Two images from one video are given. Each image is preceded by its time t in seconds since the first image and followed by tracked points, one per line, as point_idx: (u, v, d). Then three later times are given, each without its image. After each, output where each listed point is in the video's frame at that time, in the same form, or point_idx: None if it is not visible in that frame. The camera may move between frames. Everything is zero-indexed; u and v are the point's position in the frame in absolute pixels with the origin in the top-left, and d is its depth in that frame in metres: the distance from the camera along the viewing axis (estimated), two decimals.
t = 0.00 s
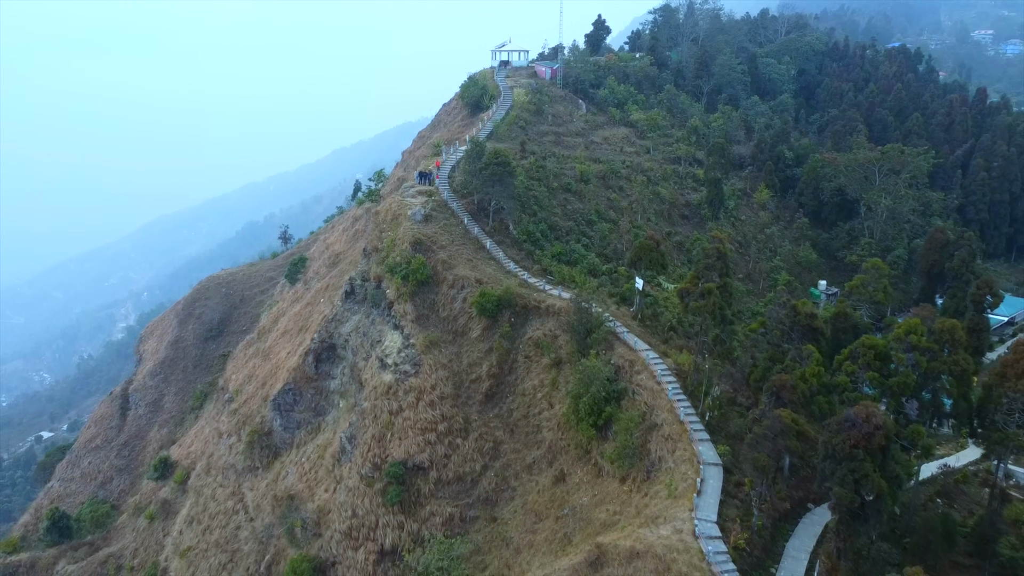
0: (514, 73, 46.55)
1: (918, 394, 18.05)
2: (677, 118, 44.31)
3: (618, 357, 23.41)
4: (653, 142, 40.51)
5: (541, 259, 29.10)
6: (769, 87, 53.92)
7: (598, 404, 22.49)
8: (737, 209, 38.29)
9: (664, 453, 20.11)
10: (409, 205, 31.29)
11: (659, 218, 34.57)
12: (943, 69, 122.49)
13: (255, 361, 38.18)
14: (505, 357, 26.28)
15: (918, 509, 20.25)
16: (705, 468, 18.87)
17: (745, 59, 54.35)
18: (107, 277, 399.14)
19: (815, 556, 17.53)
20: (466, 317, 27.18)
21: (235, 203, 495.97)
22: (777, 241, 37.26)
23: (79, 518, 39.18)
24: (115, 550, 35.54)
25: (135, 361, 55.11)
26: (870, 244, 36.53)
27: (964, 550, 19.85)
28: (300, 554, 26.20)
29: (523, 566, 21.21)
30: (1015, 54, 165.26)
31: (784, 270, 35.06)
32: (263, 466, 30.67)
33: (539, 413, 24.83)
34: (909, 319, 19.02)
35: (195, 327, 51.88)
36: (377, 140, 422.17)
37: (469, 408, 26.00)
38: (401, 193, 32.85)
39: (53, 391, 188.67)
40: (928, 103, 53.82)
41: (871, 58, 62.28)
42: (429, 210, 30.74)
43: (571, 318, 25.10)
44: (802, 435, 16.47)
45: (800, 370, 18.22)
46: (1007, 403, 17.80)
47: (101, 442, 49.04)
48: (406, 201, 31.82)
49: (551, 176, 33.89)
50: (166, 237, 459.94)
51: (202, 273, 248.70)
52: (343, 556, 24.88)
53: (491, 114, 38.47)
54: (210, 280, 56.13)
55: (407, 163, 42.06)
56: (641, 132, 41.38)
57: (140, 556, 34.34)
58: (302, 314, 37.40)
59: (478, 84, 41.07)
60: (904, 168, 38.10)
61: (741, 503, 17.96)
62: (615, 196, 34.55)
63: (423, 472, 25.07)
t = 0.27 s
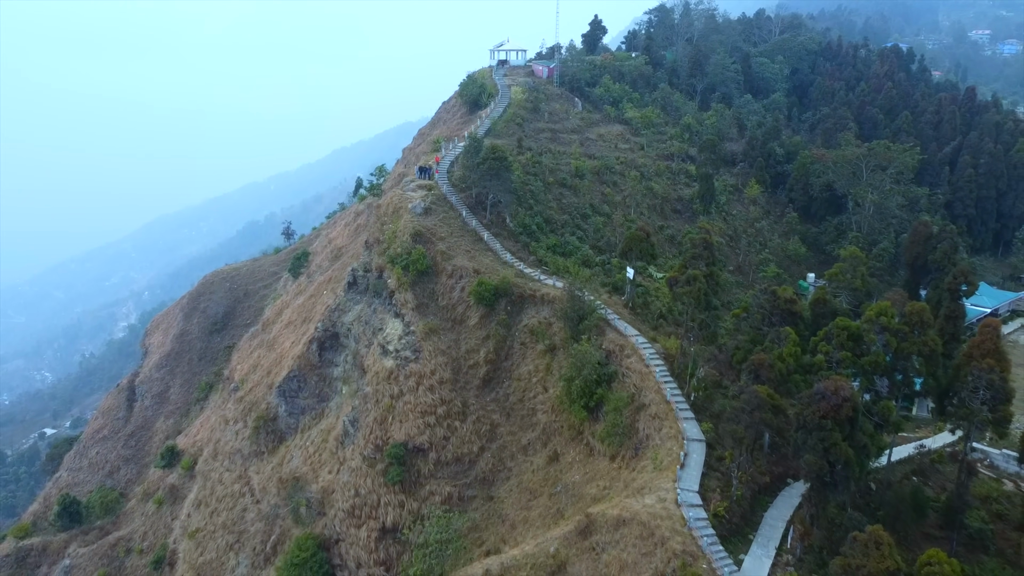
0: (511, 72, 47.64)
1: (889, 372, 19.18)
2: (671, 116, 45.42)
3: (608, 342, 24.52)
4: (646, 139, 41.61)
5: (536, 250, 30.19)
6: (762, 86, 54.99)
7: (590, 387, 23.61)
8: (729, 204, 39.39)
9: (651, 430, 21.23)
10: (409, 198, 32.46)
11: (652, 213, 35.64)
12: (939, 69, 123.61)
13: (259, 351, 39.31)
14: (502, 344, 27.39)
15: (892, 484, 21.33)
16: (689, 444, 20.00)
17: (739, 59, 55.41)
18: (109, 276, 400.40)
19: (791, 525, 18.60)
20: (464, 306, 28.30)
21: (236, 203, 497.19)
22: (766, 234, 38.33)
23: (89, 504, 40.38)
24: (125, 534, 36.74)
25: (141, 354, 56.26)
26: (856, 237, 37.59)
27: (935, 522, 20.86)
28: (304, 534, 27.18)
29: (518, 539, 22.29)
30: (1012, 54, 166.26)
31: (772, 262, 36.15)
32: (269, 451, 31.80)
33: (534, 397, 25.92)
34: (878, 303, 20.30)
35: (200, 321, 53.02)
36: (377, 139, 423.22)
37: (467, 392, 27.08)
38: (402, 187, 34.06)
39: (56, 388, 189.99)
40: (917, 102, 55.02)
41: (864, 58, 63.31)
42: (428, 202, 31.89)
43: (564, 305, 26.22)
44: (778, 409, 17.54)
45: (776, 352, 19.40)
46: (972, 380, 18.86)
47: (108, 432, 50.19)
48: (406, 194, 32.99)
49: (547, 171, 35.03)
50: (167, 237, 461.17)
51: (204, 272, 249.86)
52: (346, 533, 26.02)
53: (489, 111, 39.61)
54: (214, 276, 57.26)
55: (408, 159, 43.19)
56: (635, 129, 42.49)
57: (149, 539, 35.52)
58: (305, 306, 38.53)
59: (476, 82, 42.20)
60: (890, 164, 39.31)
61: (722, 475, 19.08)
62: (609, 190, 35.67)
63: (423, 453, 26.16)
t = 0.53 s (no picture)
0: (509, 71, 48.78)
1: (863, 354, 20.33)
2: (665, 114, 46.55)
3: (600, 329, 25.62)
4: (641, 137, 42.74)
5: (531, 243, 31.32)
6: (756, 85, 56.08)
7: (582, 370, 24.72)
8: (721, 199, 40.46)
9: (639, 410, 22.35)
10: (410, 193, 33.67)
11: (645, 207, 36.72)
12: (935, 69, 124.62)
13: (264, 342, 40.47)
14: (499, 331, 28.48)
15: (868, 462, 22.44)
16: (674, 422, 21.19)
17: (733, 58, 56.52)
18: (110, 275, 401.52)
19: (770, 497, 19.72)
20: (462, 295, 29.44)
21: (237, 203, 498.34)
22: (757, 229, 39.37)
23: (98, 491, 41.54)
24: (134, 519, 37.90)
25: (147, 347, 57.42)
26: (844, 231, 38.69)
27: (909, 498, 21.91)
28: (308, 514, 28.16)
29: (512, 515, 23.31)
30: (1009, 54, 167.19)
31: (762, 255, 37.25)
32: (274, 436, 32.95)
33: (529, 382, 26.99)
34: (852, 288, 21.41)
35: (205, 315, 54.17)
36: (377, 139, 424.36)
37: (465, 377, 28.16)
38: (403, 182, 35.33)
39: (58, 386, 191.08)
40: (907, 100, 56.19)
41: (856, 57, 64.44)
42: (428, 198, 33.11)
43: (558, 294, 27.34)
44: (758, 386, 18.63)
45: (757, 334, 20.48)
46: (941, 360, 20.17)
47: (115, 423, 51.34)
48: (407, 189, 34.21)
49: (543, 167, 36.18)
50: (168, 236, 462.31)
51: (205, 270, 250.94)
52: (349, 512, 27.14)
53: (488, 109, 40.77)
54: (218, 270, 58.40)
55: (408, 156, 44.34)
56: (630, 127, 43.61)
57: (158, 523, 36.68)
58: (309, 298, 39.67)
59: (475, 81, 43.38)
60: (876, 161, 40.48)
61: (705, 451, 20.20)
62: (603, 186, 36.81)
63: (423, 436, 27.29)
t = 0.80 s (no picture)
0: (507, 71, 49.95)
1: (839, 338, 21.49)
2: (659, 113, 47.71)
3: (593, 317, 26.76)
4: (635, 134, 43.88)
5: (528, 235, 32.46)
6: (749, 84, 57.19)
7: (575, 355, 25.84)
8: (713, 195, 41.56)
9: (628, 392, 23.49)
10: (410, 188, 34.83)
11: (639, 202, 37.83)
12: (932, 69, 125.70)
13: (268, 334, 41.61)
14: (496, 321, 29.58)
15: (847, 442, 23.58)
16: (661, 403, 22.29)
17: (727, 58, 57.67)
18: (111, 275, 402.68)
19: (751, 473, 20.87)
20: (461, 286, 30.60)
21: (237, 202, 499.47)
22: (747, 224, 40.42)
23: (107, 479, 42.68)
24: (142, 505, 39.06)
25: (152, 341, 58.59)
26: (832, 226, 39.81)
27: (886, 476, 23.03)
28: (312, 496, 29.16)
29: (507, 493, 24.33)
30: (1006, 54, 168.16)
31: (752, 249, 38.35)
32: (279, 423, 34.10)
33: (525, 368, 28.07)
34: (829, 276, 22.69)
35: (209, 309, 55.30)
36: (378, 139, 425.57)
37: (464, 364, 29.27)
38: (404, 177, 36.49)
39: (61, 384, 192.16)
40: (898, 99, 57.34)
41: (849, 57, 65.59)
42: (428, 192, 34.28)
43: (553, 284, 28.47)
44: (738, 367, 19.74)
45: (738, 318, 21.66)
46: (914, 344, 21.20)
47: (122, 415, 52.47)
48: (408, 184, 35.39)
49: (540, 163, 37.33)
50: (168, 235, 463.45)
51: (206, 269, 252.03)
52: (352, 493, 28.27)
53: (486, 107, 41.92)
54: (222, 266, 59.55)
55: (409, 152, 45.47)
56: (625, 125, 44.74)
57: (166, 508, 37.84)
58: (312, 291, 40.82)
59: (474, 80, 44.57)
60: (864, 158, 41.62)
61: (690, 429, 21.35)
62: (598, 181, 37.95)
63: (423, 421, 28.43)
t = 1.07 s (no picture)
0: (505, 70, 51.11)
1: (817, 322, 22.69)
2: (654, 111, 48.86)
3: (586, 306, 27.91)
4: (630, 132, 45.02)
5: (524, 229, 33.58)
6: (743, 83, 58.33)
7: (569, 341, 26.99)
8: (705, 190, 42.62)
9: (619, 376, 24.64)
10: (411, 183, 36.04)
11: (632, 197, 38.93)
12: (928, 69, 126.75)
13: (272, 326, 42.78)
14: (493, 310, 30.73)
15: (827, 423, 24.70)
16: (649, 385, 23.45)
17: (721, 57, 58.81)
18: (112, 274, 403.81)
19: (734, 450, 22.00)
20: (459, 277, 31.76)
21: (238, 202, 500.60)
22: (738, 218, 41.48)
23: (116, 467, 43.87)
24: (151, 492, 40.23)
25: (158, 335, 59.77)
26: (821, 220, 40.94)
27: (864, 455, 24.14)
28: (317, 479, 30.37)
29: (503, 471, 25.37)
30: (1003, 54, 169.09)
31: (743, 242, 39.45)
32: (284, 410, 35.30)
33: (521, 356, 29.17)
34: (809, 264, 23.76)
35: (214, 303, 56.47)
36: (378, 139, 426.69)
37: (462, 352, 30.40)
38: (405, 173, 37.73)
39: (63, 382, 193.26)
40: (889, 98, 58.47)
41: (842, 57, 66.73)
42: (427, 187, 35.50)
43: (548, 275, 29.63)
44: (721, 349, 20.82)
45: (722, 304, 22.75)
46: (888, 328, 22.40)
47: (128, 407, 53.63)
48: (408, 179, 36.60)
49: (536, 160, 38.49)
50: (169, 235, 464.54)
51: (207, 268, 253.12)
52: (355, 476, 29.42)
53: (484, 105, 43.10)
54: (226, 261, 60.72)
55: (409, 149, 46.63)
56: (620, 122, 45.89)
57: (174, 495, 39.02)
58: (315, 284, 41.98)
59: (473, 78, 45.73)
60: (852, 155, 42.74)
61: (675, 410, 22.52)
62: (592, 177, 39.09)
63: (423, 406, 29.57)
